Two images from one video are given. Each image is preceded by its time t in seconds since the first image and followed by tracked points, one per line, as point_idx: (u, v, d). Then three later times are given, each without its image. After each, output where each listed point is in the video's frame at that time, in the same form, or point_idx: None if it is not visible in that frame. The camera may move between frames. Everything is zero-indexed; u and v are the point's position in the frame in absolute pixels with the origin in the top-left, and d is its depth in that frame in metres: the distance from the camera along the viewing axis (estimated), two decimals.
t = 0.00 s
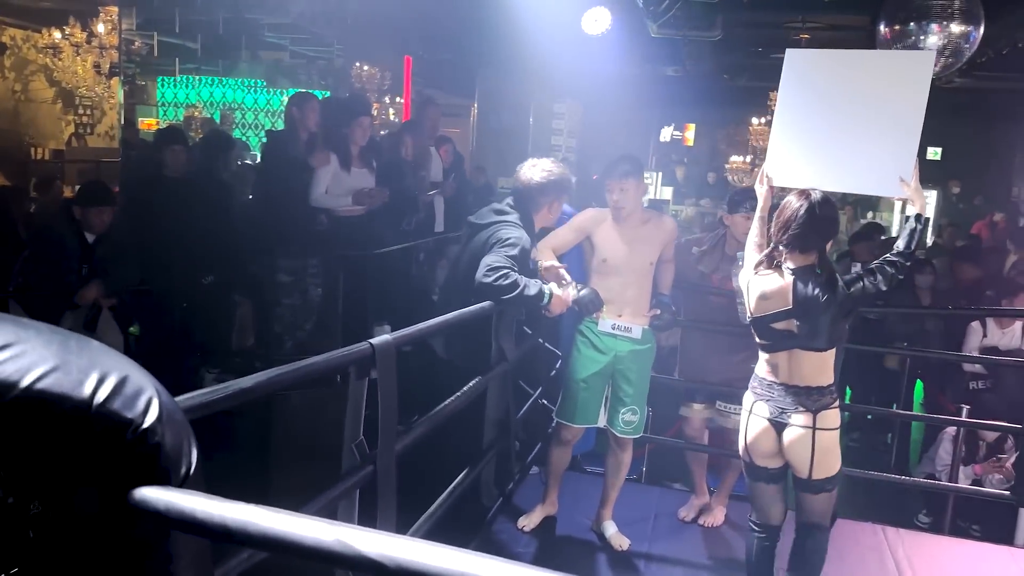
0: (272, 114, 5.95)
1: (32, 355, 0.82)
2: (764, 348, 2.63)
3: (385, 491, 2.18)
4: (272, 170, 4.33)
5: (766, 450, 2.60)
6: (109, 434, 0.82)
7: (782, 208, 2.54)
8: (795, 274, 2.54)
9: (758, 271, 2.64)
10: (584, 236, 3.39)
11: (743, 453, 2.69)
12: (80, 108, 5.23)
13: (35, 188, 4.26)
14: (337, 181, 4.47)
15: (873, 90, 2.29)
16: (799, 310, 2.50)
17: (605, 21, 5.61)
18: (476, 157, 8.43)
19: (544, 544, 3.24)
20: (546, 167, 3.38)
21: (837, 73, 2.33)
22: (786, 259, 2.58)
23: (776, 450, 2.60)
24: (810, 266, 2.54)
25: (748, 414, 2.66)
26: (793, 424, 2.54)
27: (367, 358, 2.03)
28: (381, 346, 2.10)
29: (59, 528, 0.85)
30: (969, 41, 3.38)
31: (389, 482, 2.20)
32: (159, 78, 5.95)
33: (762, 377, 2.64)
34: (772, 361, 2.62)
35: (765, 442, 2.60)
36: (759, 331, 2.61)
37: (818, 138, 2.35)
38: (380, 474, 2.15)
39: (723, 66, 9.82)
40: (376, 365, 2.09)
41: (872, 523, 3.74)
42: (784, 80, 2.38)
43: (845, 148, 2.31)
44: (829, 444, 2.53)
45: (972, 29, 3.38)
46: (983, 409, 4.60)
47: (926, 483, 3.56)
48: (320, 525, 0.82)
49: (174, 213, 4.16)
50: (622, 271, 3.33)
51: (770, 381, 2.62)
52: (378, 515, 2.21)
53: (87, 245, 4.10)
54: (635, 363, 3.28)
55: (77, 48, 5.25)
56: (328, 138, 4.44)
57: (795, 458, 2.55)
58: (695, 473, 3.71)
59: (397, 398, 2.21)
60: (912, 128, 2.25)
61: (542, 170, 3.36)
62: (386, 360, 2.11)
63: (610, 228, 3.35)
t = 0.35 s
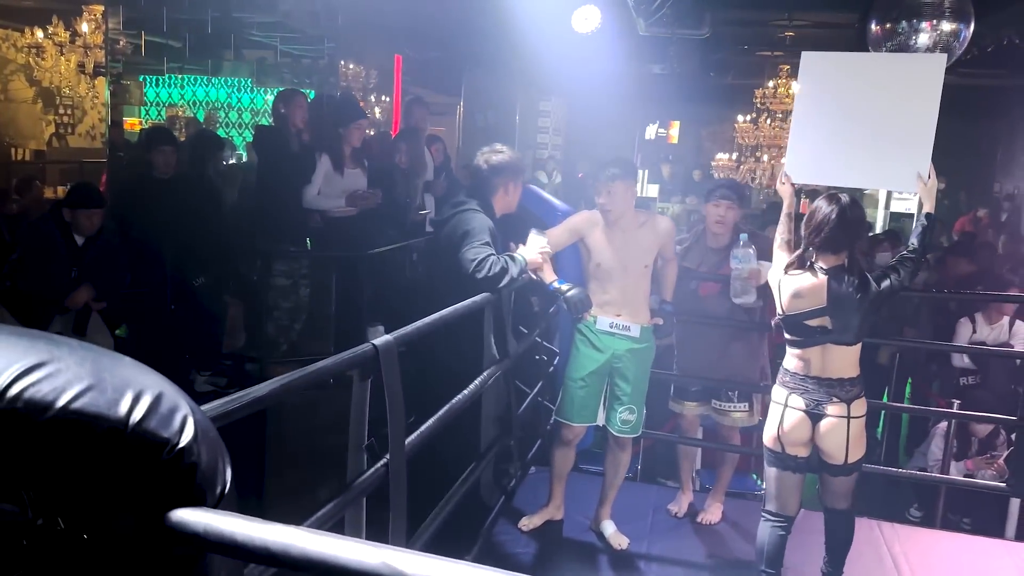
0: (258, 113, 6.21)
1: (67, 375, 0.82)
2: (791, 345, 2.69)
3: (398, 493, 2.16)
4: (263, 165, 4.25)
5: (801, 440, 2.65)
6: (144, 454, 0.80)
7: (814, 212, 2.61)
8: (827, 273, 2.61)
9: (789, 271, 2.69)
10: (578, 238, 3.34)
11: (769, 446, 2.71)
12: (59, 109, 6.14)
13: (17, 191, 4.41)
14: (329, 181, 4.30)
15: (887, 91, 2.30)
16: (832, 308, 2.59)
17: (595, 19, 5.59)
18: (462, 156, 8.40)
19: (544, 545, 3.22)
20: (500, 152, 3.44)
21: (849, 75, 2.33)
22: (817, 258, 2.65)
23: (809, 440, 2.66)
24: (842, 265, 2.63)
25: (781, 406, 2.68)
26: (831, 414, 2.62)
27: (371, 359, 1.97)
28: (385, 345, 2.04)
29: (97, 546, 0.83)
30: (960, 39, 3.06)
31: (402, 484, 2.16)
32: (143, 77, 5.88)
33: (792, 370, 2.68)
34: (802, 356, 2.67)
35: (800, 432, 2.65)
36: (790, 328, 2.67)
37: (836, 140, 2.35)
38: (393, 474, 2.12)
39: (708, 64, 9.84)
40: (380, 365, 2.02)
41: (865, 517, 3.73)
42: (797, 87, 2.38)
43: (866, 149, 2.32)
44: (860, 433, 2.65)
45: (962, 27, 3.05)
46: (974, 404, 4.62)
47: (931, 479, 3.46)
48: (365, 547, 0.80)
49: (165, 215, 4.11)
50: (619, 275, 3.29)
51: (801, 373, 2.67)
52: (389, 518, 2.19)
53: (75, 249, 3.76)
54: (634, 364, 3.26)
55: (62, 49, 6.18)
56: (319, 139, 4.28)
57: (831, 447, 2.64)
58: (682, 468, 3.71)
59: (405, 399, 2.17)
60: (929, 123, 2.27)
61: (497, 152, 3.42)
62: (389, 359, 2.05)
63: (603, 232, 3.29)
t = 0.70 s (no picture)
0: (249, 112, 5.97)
1: (75, 380, 0.81)
2: (811, 331, 2.81)
3: (395, 492, 2.15)
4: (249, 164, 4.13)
5: (817, 422, 2.79)
6: (154, 459, 0.80)
7: (834, 207, 2.73)
8: (850, 265, 2.73)
9: (811, 264, 2.79)
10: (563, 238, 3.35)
11: (789, 428, 2.86)
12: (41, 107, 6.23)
13: None
14: (318, 181, 4.29)
15: (889, 76, 2.50)
16: (855, 297, 2.71)
17: (583, 19, 5.60)
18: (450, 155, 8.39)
19: (535, 544, 3.23)
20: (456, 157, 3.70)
21: (855, 58, 2.51)
22: (840, 253, 2.76)
23: (825, 422, 2.80)
24: (863, 256, 2.74)
25: (798, 391, 2.82)
26: (847, 394, 2.76)
27: (365, 360, 1.97)
28: (377, 346, 2.03)
29: (103, 554, 0.82)
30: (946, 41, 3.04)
31: (398, 482, 2.16)
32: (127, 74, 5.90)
33: (808, 355, 2.82)
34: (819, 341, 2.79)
35: (816, 416, 2.79)
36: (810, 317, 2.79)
37: (841, 118, 2.55)
38: (390, 474, 2.12)
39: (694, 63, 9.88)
40: (373, 366, 2.01)
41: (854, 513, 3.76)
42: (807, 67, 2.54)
43: (867, 131, 2.53)
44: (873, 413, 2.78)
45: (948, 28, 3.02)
46: (961, 401, 4.66)
47: (920, 474, 3.47)
48: (377, 552, 0.80)
49: (151, 214, 4.10)
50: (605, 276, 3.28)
51: (817, 358, 2.79)
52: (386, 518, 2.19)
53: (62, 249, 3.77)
54: (617, 364, 3.25)
55: (45, 47, 6.22)
56: (308, 138, 4.27)
57: (846, 428, 2.77)
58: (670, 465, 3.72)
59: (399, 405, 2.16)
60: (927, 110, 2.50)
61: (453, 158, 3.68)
62: (382, 361, 2.04)
63: (586, 233, 3.31)
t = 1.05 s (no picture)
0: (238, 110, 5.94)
1: (71, 380, 0.80)
2: (808, 323, 2.83)
3: (389, 490, 2.14)
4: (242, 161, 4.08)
5: (817, 415, 2.80)
6: (154, 461, 0.79)
7: (833, 203, 2.73)
8: (850, 257, 2.73)
9: (813, 258, 2.77)
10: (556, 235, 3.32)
11: (789, 422, 2.86)
12: (30, 104, 6.32)
13: None
14: (310, 180, 4.24)
15: (880, 58, 2.50)
16: (853, 288, 2.72)
17: (576, 17, 5.59)
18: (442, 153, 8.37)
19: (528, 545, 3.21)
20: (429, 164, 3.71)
21: (846, 40, 2.51)
22: (840, 245, 2.76)
23: (824, 413, 2.81)
24: (862, 249, 2.75)
25: (798, 382, 2.82)
26: (847, 384, 2.77)
27: (361, 359, 1.94)
28: (374, 345, 2.02)
29: (101, 558, 0.80)
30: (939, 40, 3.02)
31: (394, 481, 2.15)
32: (114, 72, 5.77)
33: (805, 347, 2.84)
34: (817, 333, 2.81)
35: (816, 409, 2.80)
36: (808, 308, 2.81)
37: (830, 103, 2.55)
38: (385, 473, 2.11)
39: (685, 62, 9.88)
40: (369, 365, 1.98)
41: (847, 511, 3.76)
42: (799, 49, 2.53)
43: (858, 112, 2.54)
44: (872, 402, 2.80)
45: (942, 26, 2.99)
46: (951, 400, 4.68)
47: (912, 474, 3.48)
48: (380, 554, 0.79)
49: (145, 213, 4.04)
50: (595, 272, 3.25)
51: (815, 349, 2.81)
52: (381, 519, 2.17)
53: (52, 249, 3.80)
54: (606, 361, 3.25)
55: (33, 44, 6.10)
56: (303, 138, 4.19)
57: (845, 418, 2.78)
58: (661, 462, 3.72)
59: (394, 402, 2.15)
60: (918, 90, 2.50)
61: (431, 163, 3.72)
62: (377, 358, 2.03)
63: (583, 228, 3.29)
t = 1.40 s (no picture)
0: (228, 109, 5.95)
1: (70, 375, 0.80)
2: (804, 320, 2.84)
3: (379, 483, 2.13)
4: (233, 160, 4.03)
5: (814, 410, 2.81)
6: (155, 454, 0.79)
7: (827, 202, 2.74)
8: (848, 255, 2.74)
9: (809, 257, 2.78)
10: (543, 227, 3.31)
11: (786, 417, 2.85)
12: (22, 103, 6.24)
13: None
14: (303, 180, 4.14)
15: (862, 53, 2.53)
16: (851, 285, 2.73)
17: (569, 16, 5.57)
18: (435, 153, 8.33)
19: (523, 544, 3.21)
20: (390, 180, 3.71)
21: (827, 39, 2.53)
22: (835, 243, 2.75)
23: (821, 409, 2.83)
24: (859, 246, 2.75)
25: (796, 379, 2.82)
26: (845, 378, 2.79)
27: (342, 346, 1.95)
28: (353, 333, 2.02)
29: (98, 553, 0.80)
30: (930, 38, 3.07)
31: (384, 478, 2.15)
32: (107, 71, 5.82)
33: (803, 344, 2.83)
34: (814, 330, 2.81)
35: (813, 403, 2.80)
36: (805, 305, 2.82)
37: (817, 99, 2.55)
38: (374, 462, 2.10)
39: (678, 61, 9.87)
40: (349, 352, 1.99)
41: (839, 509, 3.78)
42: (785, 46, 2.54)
43: (845, 107, 2.55)
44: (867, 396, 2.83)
45: (932, 26, 3.04)
46: (942, 397, 4.70)
47: (904, 472, 3.49)
48: (381, 545, 0.79)
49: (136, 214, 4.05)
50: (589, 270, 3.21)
51: (812, 347, 2.81)
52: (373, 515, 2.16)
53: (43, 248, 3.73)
54: (592, 361, 3.21)
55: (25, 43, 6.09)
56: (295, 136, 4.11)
57: (842, 413, 2.80)
58: (648, 461, 3.71)
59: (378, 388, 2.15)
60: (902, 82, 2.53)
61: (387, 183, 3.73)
62: (359, 347, 2.04)
63: (571, 222, 3.26)
